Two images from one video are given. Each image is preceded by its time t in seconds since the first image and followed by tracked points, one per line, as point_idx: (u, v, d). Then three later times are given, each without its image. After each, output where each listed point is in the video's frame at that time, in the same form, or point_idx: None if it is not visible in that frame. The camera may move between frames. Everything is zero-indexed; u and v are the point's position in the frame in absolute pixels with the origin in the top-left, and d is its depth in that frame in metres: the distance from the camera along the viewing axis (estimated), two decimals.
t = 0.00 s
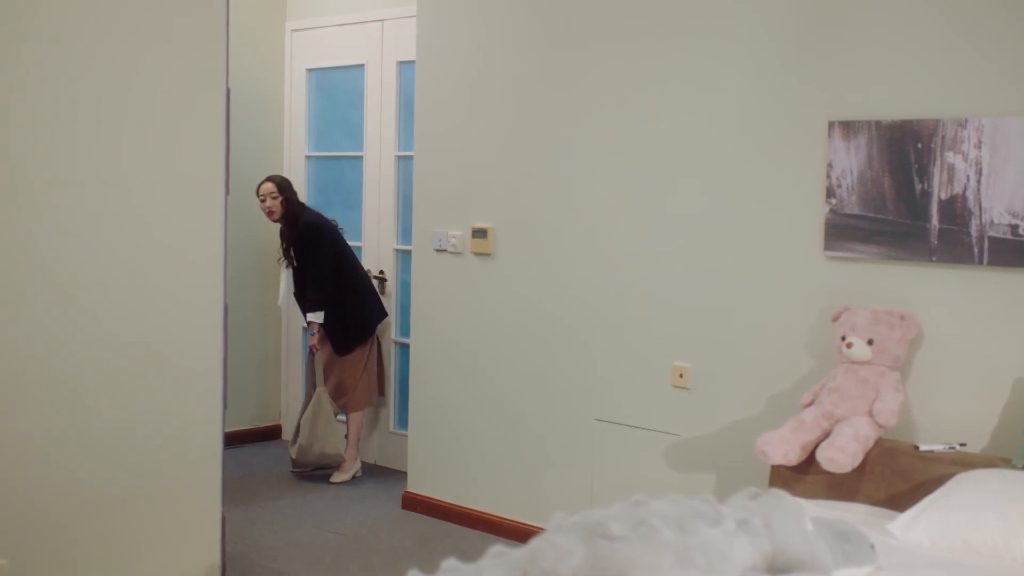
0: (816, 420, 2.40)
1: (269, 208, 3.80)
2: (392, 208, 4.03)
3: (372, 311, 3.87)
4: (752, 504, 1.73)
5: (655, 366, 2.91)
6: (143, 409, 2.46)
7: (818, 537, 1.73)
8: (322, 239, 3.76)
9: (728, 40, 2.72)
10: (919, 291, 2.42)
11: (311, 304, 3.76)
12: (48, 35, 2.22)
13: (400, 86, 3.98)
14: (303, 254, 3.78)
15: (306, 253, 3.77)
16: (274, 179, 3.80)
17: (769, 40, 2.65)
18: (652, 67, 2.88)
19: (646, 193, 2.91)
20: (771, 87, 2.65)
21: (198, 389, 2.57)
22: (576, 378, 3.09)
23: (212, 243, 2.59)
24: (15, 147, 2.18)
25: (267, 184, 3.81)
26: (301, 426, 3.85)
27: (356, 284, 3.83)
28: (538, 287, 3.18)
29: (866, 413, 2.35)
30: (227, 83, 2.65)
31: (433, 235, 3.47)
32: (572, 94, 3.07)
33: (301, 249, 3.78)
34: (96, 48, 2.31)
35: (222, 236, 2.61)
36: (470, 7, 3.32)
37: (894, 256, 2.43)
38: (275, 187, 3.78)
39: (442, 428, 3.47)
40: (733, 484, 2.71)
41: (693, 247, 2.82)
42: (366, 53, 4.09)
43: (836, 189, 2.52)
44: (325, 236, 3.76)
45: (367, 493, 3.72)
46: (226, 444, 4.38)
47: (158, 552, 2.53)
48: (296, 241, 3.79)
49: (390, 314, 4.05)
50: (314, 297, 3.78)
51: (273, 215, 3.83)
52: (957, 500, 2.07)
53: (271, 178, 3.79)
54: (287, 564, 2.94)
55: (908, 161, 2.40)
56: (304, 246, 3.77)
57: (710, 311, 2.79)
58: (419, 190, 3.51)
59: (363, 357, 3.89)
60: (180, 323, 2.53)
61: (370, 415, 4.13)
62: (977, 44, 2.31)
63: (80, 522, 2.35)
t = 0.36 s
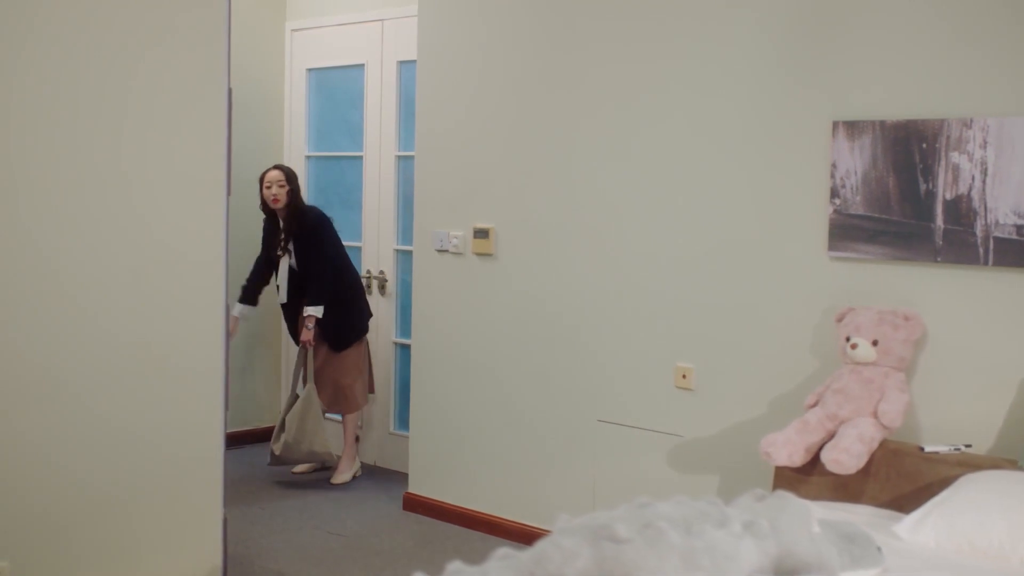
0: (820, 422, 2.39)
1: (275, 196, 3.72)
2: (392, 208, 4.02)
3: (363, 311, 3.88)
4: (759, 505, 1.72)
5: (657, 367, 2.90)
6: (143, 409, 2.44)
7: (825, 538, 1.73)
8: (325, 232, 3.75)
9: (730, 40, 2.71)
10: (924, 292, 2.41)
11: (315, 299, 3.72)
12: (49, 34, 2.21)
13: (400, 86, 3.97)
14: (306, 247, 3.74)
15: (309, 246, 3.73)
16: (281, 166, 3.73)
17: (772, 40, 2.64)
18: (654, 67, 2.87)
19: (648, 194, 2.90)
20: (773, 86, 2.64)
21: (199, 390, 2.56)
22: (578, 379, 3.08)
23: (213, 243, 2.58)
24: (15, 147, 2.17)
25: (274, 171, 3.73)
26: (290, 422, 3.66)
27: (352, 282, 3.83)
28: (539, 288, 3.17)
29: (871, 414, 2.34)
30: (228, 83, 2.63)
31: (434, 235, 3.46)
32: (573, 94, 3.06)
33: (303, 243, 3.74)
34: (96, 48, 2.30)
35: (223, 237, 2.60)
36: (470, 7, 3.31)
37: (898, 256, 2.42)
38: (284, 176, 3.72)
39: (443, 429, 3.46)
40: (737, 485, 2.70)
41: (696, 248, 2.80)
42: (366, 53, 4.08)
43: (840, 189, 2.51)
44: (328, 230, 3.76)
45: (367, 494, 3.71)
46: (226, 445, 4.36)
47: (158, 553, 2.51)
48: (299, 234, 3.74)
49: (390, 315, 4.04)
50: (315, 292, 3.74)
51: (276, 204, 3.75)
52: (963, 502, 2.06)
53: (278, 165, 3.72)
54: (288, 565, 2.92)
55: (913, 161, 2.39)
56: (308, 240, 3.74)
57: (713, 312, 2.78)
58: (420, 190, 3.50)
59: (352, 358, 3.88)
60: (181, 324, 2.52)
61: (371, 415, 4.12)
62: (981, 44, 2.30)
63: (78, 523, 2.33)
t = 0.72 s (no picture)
0: (822, 423, 2.38)
1: (309, 179, 3.72)
2: (391, 208, 4.01)
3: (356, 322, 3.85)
4: (762, 507, 1.71)
5: (658, 367, 2.89)
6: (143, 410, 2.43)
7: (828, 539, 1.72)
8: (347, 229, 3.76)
9: (731, 40, 2.71)
10: (926, 292, 2.40)
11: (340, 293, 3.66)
12: (49, 33, 2.20)
13: (400, 86, 3.96)
14: (329, 236, 3.68)
15: (335, 234, 3.69)
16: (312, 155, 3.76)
17: (773, 40, 2.63)
18: (654, 67, 2.86)
19: (649, 193, 2.89)
20: (774, 86, 2.64)
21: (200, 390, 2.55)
22: (579, 379, 3.07)
23: (213, 244, 2.57)
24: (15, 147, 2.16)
25: (306, 158, 3.75)
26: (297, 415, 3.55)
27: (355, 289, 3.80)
28: (540, 288, 3.16)
29: (873, 415, 2.33)
30: (228, 83, 2.62)
31: (434, 235, 3.45)
32: (573, 95, 3.05)
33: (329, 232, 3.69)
34: (96, 47, 2.29)
35: (223, 237, 2.59)
36: (469, 7, 3.30)
37: (900, 257, 2.42)
38: (316, 164, 3.75)
39: (443, 430, 3.45)
40: (738, 486, 2.69)
41: (697, 248, 2.80)
42: (366, 52, 4.07)
43: (842, 189, 2.50)
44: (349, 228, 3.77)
45: (367, 494, 3.70)
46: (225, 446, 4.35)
47: (159, 555, 2.51)
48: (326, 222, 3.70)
49: (389, 316, 4.03)
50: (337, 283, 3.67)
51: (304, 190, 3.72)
52: (967, 503, 2.05)
53: (311, 153, 3.75)
54: (289, 567, 2.92)
55: (916, 161, 2.38)
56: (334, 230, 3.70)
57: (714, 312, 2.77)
58: (420, 190, 3.49)
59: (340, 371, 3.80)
60: (180, 324, 2.51)
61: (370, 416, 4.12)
62: (983, 43, 2.30)
63: (76, 524, 2.32)
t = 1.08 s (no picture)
0: (821, 423, 2.38)
1: (339, 168, 3.64)
2: (388, 208, 4.00)
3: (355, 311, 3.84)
4: (762, 507, 1.71)
5: (656, 367, 2.89)
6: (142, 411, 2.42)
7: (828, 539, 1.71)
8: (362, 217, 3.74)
9: (730, 39, 2.70)
10: (925, 292, 2.40)
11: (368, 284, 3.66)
12: (49, 32, 2.18)
13: (396, 85, 3.95)
14: (356, 225, 3.66)
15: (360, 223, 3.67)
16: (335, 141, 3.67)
17: (772, 40, 2.63)
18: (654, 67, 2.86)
19: (647, 193, 2.89)
20: (772, 86, 2.63)
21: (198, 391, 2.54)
22: (577, 379, 3.07)
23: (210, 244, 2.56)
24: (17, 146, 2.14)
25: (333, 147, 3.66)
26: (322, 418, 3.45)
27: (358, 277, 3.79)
28: (537, 288, 3.16)
29: (873, 415, 2.32)
30: (226, 82, 2.61)
31: (431, 235, 3.45)
32: (571, 94, 3.05)
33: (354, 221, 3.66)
34: (95, 46, 2.28)
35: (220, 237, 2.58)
36: (468, 7, 3.29)
37: (899, 257, 2.41)
38: (344, 152, 3.67)
39: (440, 430, 3.44)
40: (737, 487, 2.69)
41: (695, 249, 2.79)
42: (362, 52, 4.06)
43: (841, 189, 2.50)
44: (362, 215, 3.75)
45: (364, 495, 3.69)
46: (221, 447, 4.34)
47: (158, 556, 2.49)
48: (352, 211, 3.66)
49: (385, 315, 4.02)
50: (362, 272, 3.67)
51: (333, 179, 3.63)
52: (967, 503, 2.04)
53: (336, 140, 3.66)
54: (287, 568, 2.91)
55: (914, 161, 2.38)
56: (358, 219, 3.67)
57: (712, 313, 2.77)
58: (417, 190, 3.48)
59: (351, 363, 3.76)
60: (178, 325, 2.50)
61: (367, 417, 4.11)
62: (983, 42, 2.29)
63: (76, 525, 2.30)
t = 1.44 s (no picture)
0: (816, 423, 2.37)
1: (363, 173, 3.31)
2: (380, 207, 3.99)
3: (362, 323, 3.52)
4: (758, 508, 1.70)
5: (649, 367, 2.89)
6: (138, 413, 2.41)
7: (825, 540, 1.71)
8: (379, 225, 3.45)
9: (724, 40, 2.70)
10: (919, 292, 2.39)
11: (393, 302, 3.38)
12: (46, 31, 2.17)
13: (388, 85, 3.94)
14: (378, 237, 3.37)
15: (382, 233, 3.38)
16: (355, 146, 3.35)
17: (766, 40, 2.62)
18: (647, 66, 2.85)
19: (641, 193, 2.88)
20: (766, 86, 2.63)
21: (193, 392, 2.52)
22: (571, 380, 3.06)
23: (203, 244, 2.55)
24: (16, 145, 2.13)
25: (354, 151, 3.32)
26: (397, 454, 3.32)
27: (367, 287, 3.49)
28: (531, 289, 3.15)
29: (867, 415, 2.32)
30: (218, 82, 2.60)
31: (424, 235, 3.44)
32: (565, 93, 3.04)
33: (376, 232, 3.36)
34: (93, 46, 2.26)
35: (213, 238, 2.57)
36: (460, 6, 3.29)
37: (893, 256, 2.41)
38: (365, 157, 3.35)
39: (433, 430, 3.43)
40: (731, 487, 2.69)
41: (690, 249, 2.79)
42: (354, 51, 4.05)
43: (835, 189, 2.50)
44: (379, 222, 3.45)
45: (356, 496, 3.68)
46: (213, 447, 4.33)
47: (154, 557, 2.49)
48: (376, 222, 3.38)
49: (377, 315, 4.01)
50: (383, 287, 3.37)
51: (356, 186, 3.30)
52: (963, 503, 2.04)
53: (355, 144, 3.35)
54: (280, 569, 2.90)
55: (909, 160, 2.37)
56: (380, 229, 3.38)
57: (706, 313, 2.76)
58: (410, 190, 3.47)
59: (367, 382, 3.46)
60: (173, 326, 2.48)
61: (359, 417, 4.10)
62: (978, 42, 2.29)
63: (72, 526, 2.28)
